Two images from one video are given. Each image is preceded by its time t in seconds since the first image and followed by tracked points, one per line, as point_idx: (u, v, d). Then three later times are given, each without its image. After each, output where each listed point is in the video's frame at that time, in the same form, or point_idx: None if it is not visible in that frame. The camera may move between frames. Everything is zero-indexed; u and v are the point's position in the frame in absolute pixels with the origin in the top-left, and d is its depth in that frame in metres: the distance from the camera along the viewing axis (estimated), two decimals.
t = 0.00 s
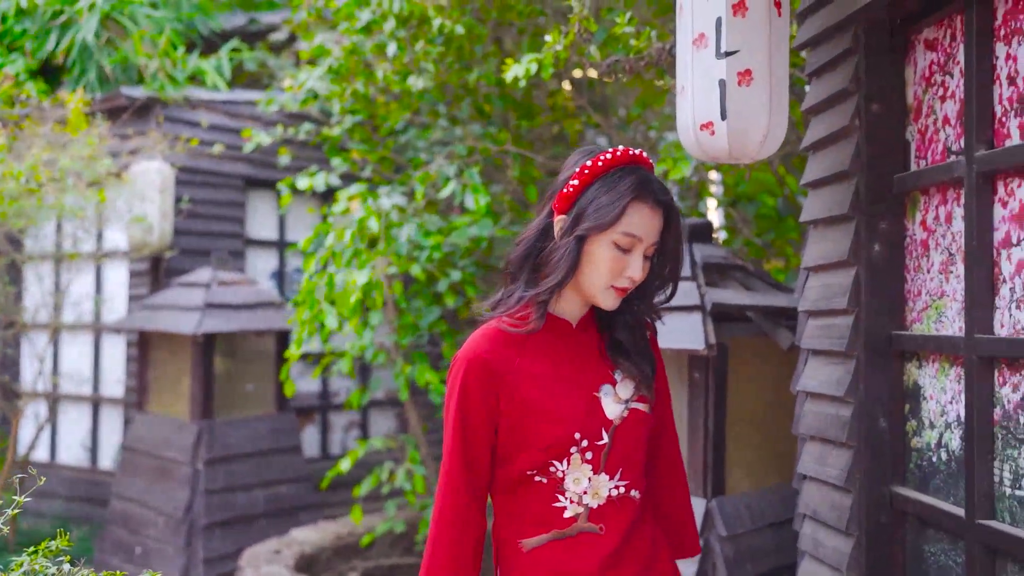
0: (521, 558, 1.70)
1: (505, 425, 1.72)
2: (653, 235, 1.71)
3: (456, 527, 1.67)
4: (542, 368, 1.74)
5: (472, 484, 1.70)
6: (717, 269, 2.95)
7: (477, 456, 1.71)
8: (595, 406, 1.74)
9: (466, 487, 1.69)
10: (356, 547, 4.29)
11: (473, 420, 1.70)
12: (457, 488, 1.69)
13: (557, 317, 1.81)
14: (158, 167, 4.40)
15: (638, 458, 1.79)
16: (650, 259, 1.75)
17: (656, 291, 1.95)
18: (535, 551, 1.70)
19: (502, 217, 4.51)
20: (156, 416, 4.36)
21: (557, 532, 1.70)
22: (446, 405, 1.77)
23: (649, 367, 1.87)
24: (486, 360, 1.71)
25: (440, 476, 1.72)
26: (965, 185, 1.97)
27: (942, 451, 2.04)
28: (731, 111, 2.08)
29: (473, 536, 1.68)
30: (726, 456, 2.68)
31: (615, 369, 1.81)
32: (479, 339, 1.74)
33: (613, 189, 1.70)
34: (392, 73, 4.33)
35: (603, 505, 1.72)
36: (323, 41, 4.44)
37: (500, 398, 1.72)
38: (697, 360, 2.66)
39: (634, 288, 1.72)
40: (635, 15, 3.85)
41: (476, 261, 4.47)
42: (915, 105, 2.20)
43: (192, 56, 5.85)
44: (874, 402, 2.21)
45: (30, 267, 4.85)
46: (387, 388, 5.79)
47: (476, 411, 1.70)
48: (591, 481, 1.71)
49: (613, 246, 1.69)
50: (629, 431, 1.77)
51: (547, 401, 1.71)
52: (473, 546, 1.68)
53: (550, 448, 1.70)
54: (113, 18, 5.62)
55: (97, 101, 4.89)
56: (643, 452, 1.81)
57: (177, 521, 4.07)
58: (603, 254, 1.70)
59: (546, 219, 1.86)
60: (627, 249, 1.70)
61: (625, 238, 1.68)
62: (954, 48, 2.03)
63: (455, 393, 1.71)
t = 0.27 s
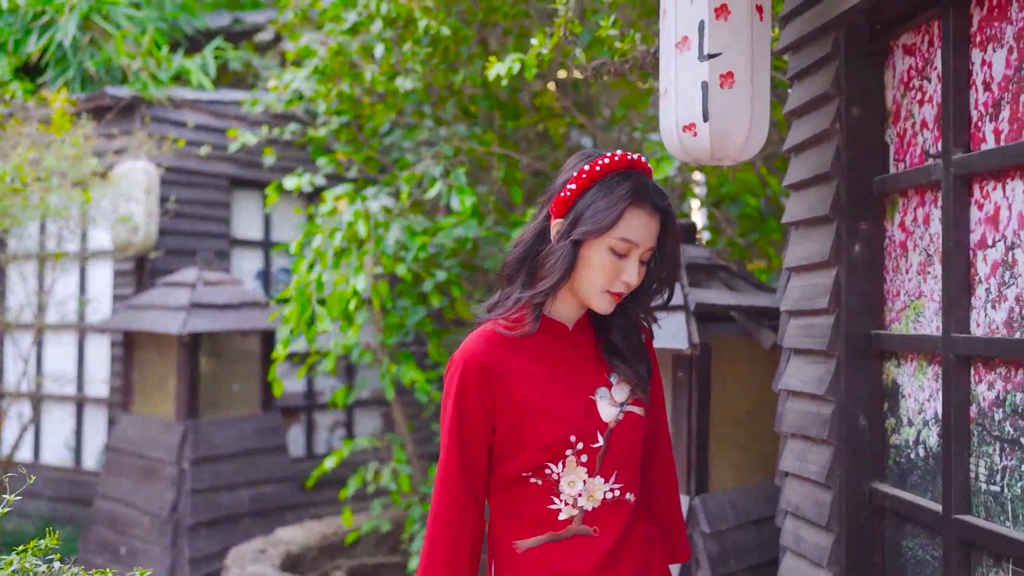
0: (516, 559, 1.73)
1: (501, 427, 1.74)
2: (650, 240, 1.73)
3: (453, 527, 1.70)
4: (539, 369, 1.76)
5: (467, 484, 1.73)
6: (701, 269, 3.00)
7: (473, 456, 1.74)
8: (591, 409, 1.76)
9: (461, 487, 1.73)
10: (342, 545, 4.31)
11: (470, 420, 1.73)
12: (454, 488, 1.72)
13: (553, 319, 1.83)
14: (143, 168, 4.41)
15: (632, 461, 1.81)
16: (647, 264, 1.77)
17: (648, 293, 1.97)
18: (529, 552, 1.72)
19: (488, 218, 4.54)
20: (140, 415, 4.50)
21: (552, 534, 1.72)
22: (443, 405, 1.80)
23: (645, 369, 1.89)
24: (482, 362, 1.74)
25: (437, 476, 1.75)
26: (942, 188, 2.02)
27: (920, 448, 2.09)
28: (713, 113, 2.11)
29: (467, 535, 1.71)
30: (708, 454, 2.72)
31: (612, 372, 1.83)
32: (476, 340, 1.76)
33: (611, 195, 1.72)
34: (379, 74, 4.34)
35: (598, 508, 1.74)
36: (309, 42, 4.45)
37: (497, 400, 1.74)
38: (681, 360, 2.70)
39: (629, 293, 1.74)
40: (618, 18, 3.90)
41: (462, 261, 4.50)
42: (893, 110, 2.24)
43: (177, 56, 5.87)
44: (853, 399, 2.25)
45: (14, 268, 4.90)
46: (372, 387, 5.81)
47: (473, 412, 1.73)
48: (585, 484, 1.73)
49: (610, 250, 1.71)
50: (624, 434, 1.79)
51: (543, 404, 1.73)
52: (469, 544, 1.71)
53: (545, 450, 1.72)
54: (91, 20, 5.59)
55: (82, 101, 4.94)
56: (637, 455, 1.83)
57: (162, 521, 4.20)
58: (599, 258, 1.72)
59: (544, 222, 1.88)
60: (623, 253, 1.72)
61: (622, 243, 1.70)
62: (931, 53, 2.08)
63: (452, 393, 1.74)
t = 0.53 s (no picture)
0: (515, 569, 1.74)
1: (500, 437, 1.77)
2: (648, 253, 1.74)
3: (452, 535, 1.74)
4: (538, 380, 1.78)
5: (466, 493, 1.76)
6: (687, 269, 3.04)
7: (473, 466, 1.77)
8: (591, 419, 1.77)
9: (460, 497, 1.75)
10: (330, 544, 4.31)
11: (469, 430, 1.76)
12: (453, 497, 1.75)
13: (552, 329, 1.85)
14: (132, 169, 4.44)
15: (632, 472, 1.82)
16: (645, 277, 1.78)
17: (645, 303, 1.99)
18: (529, 563, 1.74)
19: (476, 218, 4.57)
20: (126, 415, 4.56)
21: (551, 545, 1.73)
22: (444, 415, 1.83)
23: (646, 379, 1.90)
24: (482, 372, 1.77)
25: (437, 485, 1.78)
26: (923, 189, 2.05)
27: (902, 445, 2.12)
28: (697, 113, 2.15)
29: (466, 544, 1.74)
30: (693, 453, 2.80)
31: (611, 382, 1.85)
32: (475, 350, 1.80)
33: (610, 207, 1.73)
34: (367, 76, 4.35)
35: (597, 519, 1.76)
36: (297, 42, 4.45)
37: (496, 410, 1.77)
38: (670, 359, 2.77)
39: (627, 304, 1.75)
40: (606, 20, 3.93)
41: (451, 261, 4.52)
42: (876, 112, 2.28)
43: (164, 55, 5.87)
44: (836, 397, 2.28)
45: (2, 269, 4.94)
46: (360, 387, 5.81)
47: (472, 422, 1.76)
48: (584, 495, 1.74)
49: (608, 262, 1.72)
50: (624, 444, 1.80)
51: (542, 414, 1.75)
52: (467, 553, 1.74)
53: (544, 461, 1.73)
54: (75, 19, 5.55)
55: (69, 100, 4.96)
56: (637, 466, 1.84)
57: (151, 520, 4.26)
58: (597, 270, 1.73)
59: (544, 234, 1.90)
60: (621, 265, 1.73)
61: (620, 255, 1.72)
62: (913, 56, 2.11)
63: (451, 403, 1.77)
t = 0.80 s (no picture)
0: None
1: (501, 458, 1.81)
2: (646, 271, 1.78)
3: (455, 556, 1.77)
4: (538, 402, 1.83)
5: (469, 514, 1.80)
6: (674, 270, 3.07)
7: (474, 487, 1.81)
8: (592, 439, 1.82)
9: (463, 518, 1.79)
10: (318, 544, 4.33)
11: (470, 452, 1.80)
12: (456, 519, 1.79)
13: (551, 349, 1.90)
14: (119, 169, 4.56)
15: (635, 491, 1.86)
16: (644, 295, 1.82)
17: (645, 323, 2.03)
18: None
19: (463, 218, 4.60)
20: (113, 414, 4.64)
21: (556, 566, 1.77)
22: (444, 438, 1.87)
23: (649, 398, 1.94)
24: (481, 395, 1.81)
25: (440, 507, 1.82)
26: (903, 191, 2.09)
27: (882, 443, 2.15)
28: (679, 115, 2.17)
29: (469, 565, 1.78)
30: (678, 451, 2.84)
31: (612, 402, 1.89)
32: (474, 373, 1.84)
33: (607, 228, 1.77)
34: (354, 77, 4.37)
35: (602, 539, 1.79)
36: (285, 43, 4.46)
37: (496, 432, 1.81)
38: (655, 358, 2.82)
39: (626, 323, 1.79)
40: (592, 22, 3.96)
41: (438, 261, 4.56)
42: (858, 114, 2.31)
43: (150, 54, 5.87)
44: (818, 395, 2.32)
45: None
46: (347, 387, 5.83)
47: (472, 444, 1.80)
48: (588, 513, 1.78)
49: (606, 282, 1.76)
50: (627, 463, 1.84)
51: (542, 435, 1.79)
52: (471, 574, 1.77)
53: (546, 481, 1.78)
54: (60, 20, 5.53)
55: (55, 100, 4.98)
56: (641, 485, 1.88)
57: (139, 519, 4.34)
58: (596, 291, 1.77)
59: (541, 254, 1.94)
60: (620, 285, 1.77)
61: (618, 274, 1.75)
62: (893, 61, 2.15)
63: (452, 426, 1.81)
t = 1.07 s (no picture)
0: None
1: (509, 467, 1.84)
2: (650, 277, 1.81)
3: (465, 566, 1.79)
4: (546, 411, 1.86)
5: (478, 524, 1.82)
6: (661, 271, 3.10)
7: (482, 496, 1.83)
8: (601, 446, 1.86)
9: (472, 527, 1.81)
10: (306, 543, 4.34)
11: (477, 461, 1.83)
12: (465, 528, 1.81)
13: (557, 357, 1.94)
14: (105, 168, 4.62)
15: (645, 499, 1.89)
16: (649, 299, 1.85)
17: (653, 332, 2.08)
18: None
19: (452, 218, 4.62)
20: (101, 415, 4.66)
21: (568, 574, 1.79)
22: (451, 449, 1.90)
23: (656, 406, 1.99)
24: (488, 404, 1.85)
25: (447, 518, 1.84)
26: (885, 194, 2.13)
27: (865, 441, 2.19)
28: (666, 120, 2.20)
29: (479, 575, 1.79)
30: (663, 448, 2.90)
31: (620, 409, 1.94)
32: (481, 383, 1.87)
33: (611, 234, 1.80)
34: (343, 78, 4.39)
35: (613, 547, 1.83)
36: (273, 43, 4.46)
37: (504, 441, 1.84)
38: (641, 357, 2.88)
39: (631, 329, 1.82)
40: (580, 24, 3.99)
41: (427, 261, 4.59)
42: (841, 118, 2.34)
43: (137, 54, 5.86)
44: (802, 394, 2.35)
45: None
46: (336, 387, 5.84)
47: (480, 453, 1.83)
48: (600, 520, 1.81)
49: (611, 288, 1.79)
50: (636, 470, 1.88)
51: (551, 443, 1.82)
52: None
53: (557, 489, 1.80)
54: (47, 19, 5.52)
55: (42, 100, 5.00)
56: (652, 492, 1.92)
57: (127, 519, 4.37)
58: (602, 296, 1.80)
59: (546, 261, 1.98)
60: (625, 291, 1.80)
61: (622, 280, 1.79)
62: (875, 65, 2.19)
63: (459, 436, 1.83)
